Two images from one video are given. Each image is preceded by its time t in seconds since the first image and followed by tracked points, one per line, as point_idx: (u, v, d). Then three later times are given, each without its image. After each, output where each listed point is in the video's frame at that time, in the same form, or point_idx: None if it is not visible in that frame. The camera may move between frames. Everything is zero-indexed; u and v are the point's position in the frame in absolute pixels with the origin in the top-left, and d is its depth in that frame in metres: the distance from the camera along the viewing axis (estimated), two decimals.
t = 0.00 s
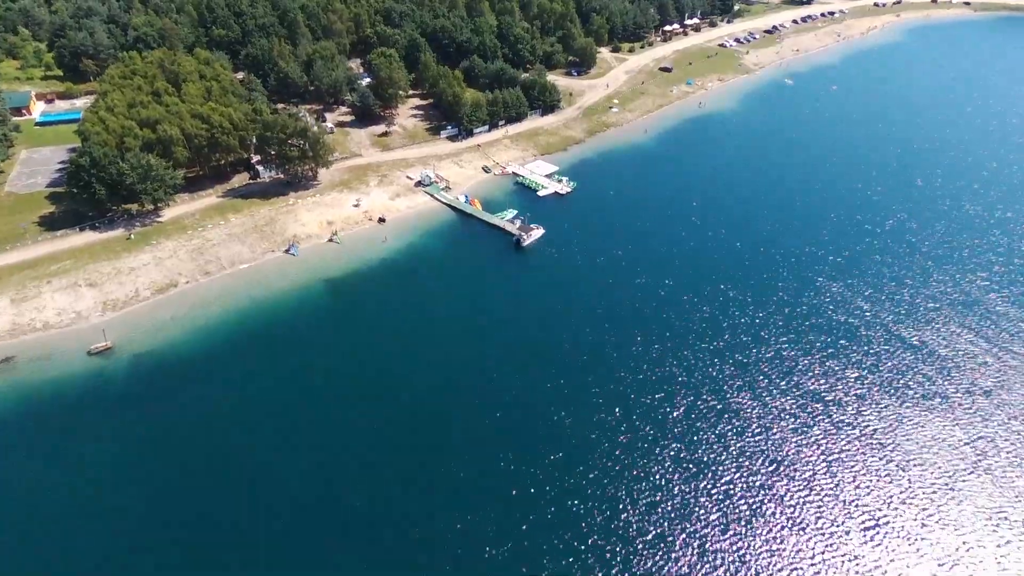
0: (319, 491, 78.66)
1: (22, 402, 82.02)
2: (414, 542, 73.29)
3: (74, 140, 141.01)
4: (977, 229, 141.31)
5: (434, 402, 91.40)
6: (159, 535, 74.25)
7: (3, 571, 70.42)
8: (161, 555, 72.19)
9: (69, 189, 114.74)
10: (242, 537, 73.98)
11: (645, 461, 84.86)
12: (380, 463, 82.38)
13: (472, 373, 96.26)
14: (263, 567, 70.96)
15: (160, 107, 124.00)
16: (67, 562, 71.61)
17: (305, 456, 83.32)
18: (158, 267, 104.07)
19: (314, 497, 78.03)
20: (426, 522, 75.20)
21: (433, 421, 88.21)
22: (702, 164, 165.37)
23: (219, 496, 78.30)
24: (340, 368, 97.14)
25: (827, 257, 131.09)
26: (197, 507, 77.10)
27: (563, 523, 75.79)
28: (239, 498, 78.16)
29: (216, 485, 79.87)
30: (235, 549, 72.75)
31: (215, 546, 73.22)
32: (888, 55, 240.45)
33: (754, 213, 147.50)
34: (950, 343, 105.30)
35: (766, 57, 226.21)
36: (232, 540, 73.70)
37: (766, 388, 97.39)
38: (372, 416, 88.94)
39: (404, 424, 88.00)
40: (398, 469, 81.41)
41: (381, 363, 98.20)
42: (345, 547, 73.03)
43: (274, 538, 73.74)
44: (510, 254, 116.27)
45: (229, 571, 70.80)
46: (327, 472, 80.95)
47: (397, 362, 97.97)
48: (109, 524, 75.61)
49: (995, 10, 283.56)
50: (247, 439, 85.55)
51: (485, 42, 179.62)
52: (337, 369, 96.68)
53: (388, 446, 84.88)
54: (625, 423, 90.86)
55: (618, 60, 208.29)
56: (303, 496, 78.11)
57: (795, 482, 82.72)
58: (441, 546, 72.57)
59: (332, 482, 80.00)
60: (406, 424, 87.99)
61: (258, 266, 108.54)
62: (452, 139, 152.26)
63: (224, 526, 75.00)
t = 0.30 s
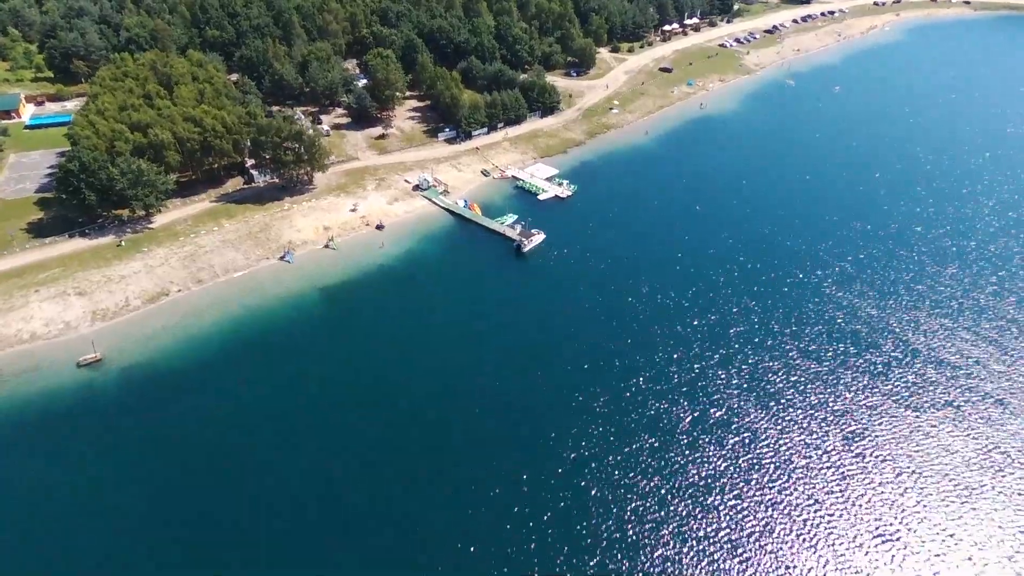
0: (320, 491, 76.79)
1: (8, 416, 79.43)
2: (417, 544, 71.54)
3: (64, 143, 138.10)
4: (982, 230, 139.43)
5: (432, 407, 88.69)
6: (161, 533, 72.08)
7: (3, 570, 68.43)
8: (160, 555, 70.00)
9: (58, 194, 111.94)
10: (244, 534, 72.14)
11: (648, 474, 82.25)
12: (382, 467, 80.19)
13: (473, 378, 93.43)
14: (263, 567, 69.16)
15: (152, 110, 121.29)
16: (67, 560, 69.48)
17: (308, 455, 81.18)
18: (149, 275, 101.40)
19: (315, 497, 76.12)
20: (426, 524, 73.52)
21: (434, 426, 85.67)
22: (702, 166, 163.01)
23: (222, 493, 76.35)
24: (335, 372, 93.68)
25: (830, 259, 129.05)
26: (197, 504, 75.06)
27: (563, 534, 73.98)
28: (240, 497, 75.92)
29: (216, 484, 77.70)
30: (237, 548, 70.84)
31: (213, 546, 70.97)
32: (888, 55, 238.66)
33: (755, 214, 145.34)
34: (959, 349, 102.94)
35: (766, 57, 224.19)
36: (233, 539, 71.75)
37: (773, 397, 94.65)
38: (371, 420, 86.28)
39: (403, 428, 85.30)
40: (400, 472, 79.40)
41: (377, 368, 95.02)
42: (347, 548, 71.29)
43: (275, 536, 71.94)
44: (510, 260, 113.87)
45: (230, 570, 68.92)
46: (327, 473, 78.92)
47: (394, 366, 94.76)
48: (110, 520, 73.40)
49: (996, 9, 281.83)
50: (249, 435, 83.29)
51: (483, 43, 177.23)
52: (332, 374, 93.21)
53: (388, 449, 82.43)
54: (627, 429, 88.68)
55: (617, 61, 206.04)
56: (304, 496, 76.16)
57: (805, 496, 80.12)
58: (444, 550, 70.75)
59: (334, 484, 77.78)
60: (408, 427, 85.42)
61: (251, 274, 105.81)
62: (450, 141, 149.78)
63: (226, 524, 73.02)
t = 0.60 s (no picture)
0: (320, 491, 74.87)
1: None
2: (421, 548, 69.77)
3: (53, 147, 135.23)
4: (988, 231, 137.68)
5: (430, 414, 86.05)
6: (162, 534, 69.71)
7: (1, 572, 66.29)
8: (158, 557, 67.73)
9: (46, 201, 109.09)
10: (245, 533, 70.25)
11: (653, 487, 79.25)
12: (384, 470, 77.94)
13: (475, 385, 90.62)
14: (263, 568, 67.30)
15: (143, 114, 118.65)
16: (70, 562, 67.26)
17: (309, 456, 78.87)
18: (140, 284, 98.75)
19: (314, 497, 74.08)
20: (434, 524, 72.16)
21: (435, 432, 83.16)
22: (703, 169, 160.76)
23: (224, 490, 74.39)
24: (330, 379, 90.64)
25: (833, 260, 127.53)
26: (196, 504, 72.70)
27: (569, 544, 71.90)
28: (240, 498, 73.72)
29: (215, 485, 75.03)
30: (238, 547, 68.96)
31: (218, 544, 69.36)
32: (888, 55, 237.18)
33: (758, 217, 142.93)
34: (970, 357, 100.38)
35: (766, 59, 222.40)
36: (232, 540, 69.76)
37: (780, 406, 91.90)
38: (369, 424, 83.74)
39: (401, 434, 82.78)
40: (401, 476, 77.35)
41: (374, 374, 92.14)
42: (346, 548, 69.60)
43: (274, 536, 70.08)
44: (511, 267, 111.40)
45: (229, 572, 66.93)
46: (326, 475, 76.71)
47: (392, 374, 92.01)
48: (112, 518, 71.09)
49: (996, 10, 280.52)
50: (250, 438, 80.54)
51: (481, 44, 174.97)
52: (328, 381, 90.14)
53: (388, 454, 80.07)
54: (632, 441, 85.67)
55: (617, 62, 203.93)
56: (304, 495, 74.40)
57: (816, 512, 77.51)
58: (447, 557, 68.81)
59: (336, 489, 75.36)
60: (408, 432, 83.04)
61: (244, 282, 103.28)
62: (448, 145, 147.38)
63: (223, 522, 71.25)
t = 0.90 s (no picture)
0: (319, 492, 73.83)
1: None
2: (423, 554, 68.45)
3: (42, 152, 132.21)
4: (993, 233, 135.87)
5: (427, 423, 83.53)
6: (166, 533, 68.88)
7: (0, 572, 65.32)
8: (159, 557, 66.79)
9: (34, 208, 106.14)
10: (251, 533, 69.54)
11: (660, 503, 76.82)
12: (383, 475, 76.27)
13: (477, 394, 88.18)
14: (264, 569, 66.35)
15: (134, 118, 115.79)
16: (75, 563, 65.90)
17: (311, 462, 77.52)
18: (130, 294, 95.96)
19: (315, 501, 73.04)
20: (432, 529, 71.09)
21: (436, 441, 80.89)
22: (706, 171, 158.50)
23: (227, 489, 73.78)
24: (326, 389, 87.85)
25: (837, 262, 125.82)
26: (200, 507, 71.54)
27: (569, 555, 70.57)
28: (240, 498, 72.87)
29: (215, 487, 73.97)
30: (243, 547, 68.15)
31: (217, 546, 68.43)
32: (888, 56, 235.56)
33: (761, 220, 140.76)
34: (980, 365, 98.34)
35: (767, 59, 220.39)
36: (233, 540, 68.90)
37: (788, 416, 89.70)
38: (367, 436, 81.18)
39: (398, 443, 80.38)
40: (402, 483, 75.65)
41: (371, 383, 89.40)
42: (344, 549, 68.76)
43: (277, 537, 69.21)
44: (511, 274, 108.95)
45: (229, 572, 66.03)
46: (324, 481, 75.28)
47: (391, 382, 89.62)
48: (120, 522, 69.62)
49: (996, 10, 278.86)
50: (252, 449, 78.51)
51: (480, 45, 172.32)
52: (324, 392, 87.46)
53: (386, 462, 78.03)
54: (635, 454, 83.16)
55: (616, 63, 201.58)
56: (308, 497, 73.49)
57: (827, 527, 75.37)
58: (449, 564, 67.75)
59: (341, 500, 73.52)
60: (407, 441, 80.77)
61: (238, 290, 100.71)
62: (447, 148, 144.82)
63: (224, 516, 71.11)
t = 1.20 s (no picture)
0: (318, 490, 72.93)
1: None
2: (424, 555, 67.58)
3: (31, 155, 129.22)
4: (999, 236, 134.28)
5: (427, 431, 80.92)
6: (166, 533, 67.83)
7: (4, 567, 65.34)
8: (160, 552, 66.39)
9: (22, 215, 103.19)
10: (251, 533, 68.44)
11: (661, 522, 74.32)
12: (383, 478, 74.87)
13: (477, 401, 85.30)
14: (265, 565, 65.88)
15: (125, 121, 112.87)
16: (78, 562, 65.93)
17: (309, 469, 75.10)
18: (121, 304, 93.29)
19: (315, 503, 71.66)
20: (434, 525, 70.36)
21: (438, 452, 78.48)
22: (707, 173, 156.17)
23: (227, 490, 72.51)
24: (325, 395, 84.82)
25: (841, 265, 123.97)
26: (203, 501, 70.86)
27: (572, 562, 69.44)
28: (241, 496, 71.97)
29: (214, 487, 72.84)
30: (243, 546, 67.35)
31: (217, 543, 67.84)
32: (889, 56, 233.81)
33: (764, 223, 138.49)
34: (989, 373, 96.31)
35: (768, 59, 218.32)
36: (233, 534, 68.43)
37: (793, 425, 87.66)
38: (363, 443, 78.82)
39: (397, 452, 78.13)
40: (402, 486, 74.26)
41: (370, 388, 86.34)
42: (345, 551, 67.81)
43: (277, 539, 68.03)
44: (513, 282, 106.56)
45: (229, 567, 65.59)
46: (324, 487, 73.24)
47: (390, 386, 86.61)
48: (115, 530, 68.53)
49: (996, 10, 277.39)
50: (249, 457, 75.98)
51: (478, 46, 169.79)
52: (323, 397, 84.45)
53: (384, 467, 76.19)
54: (637, 469, 80.68)
55: (616, 64, 199.18)
56: (309, 498, 72.00)
57: (831, 542, 73.47)
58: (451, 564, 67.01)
59: (342, 501, 72.16)
60: (407, 450, 78.47)
61: (232, 300, 98.05)
62: (445, 151, 142.29)
63: (225, 516, 69.97)
